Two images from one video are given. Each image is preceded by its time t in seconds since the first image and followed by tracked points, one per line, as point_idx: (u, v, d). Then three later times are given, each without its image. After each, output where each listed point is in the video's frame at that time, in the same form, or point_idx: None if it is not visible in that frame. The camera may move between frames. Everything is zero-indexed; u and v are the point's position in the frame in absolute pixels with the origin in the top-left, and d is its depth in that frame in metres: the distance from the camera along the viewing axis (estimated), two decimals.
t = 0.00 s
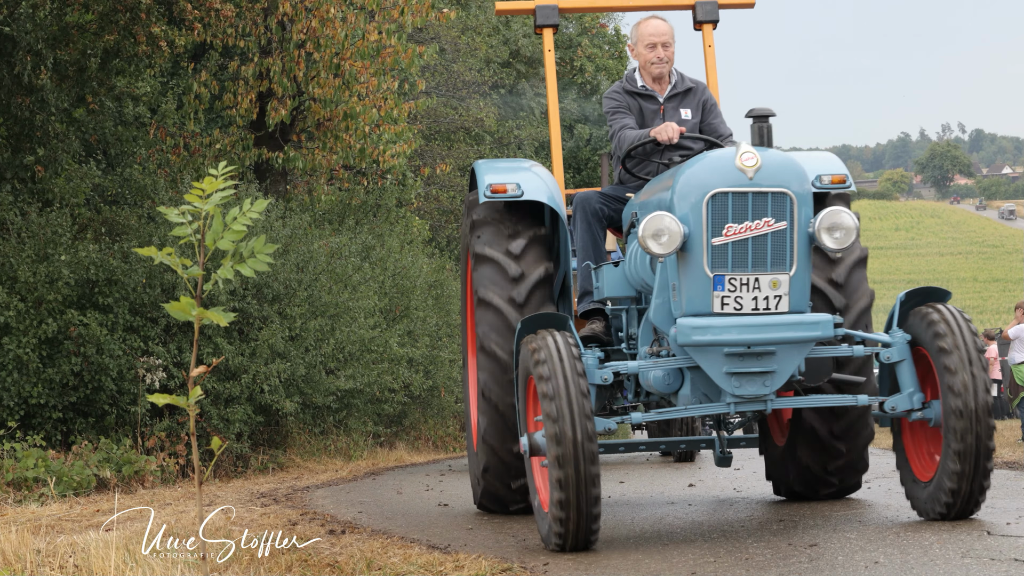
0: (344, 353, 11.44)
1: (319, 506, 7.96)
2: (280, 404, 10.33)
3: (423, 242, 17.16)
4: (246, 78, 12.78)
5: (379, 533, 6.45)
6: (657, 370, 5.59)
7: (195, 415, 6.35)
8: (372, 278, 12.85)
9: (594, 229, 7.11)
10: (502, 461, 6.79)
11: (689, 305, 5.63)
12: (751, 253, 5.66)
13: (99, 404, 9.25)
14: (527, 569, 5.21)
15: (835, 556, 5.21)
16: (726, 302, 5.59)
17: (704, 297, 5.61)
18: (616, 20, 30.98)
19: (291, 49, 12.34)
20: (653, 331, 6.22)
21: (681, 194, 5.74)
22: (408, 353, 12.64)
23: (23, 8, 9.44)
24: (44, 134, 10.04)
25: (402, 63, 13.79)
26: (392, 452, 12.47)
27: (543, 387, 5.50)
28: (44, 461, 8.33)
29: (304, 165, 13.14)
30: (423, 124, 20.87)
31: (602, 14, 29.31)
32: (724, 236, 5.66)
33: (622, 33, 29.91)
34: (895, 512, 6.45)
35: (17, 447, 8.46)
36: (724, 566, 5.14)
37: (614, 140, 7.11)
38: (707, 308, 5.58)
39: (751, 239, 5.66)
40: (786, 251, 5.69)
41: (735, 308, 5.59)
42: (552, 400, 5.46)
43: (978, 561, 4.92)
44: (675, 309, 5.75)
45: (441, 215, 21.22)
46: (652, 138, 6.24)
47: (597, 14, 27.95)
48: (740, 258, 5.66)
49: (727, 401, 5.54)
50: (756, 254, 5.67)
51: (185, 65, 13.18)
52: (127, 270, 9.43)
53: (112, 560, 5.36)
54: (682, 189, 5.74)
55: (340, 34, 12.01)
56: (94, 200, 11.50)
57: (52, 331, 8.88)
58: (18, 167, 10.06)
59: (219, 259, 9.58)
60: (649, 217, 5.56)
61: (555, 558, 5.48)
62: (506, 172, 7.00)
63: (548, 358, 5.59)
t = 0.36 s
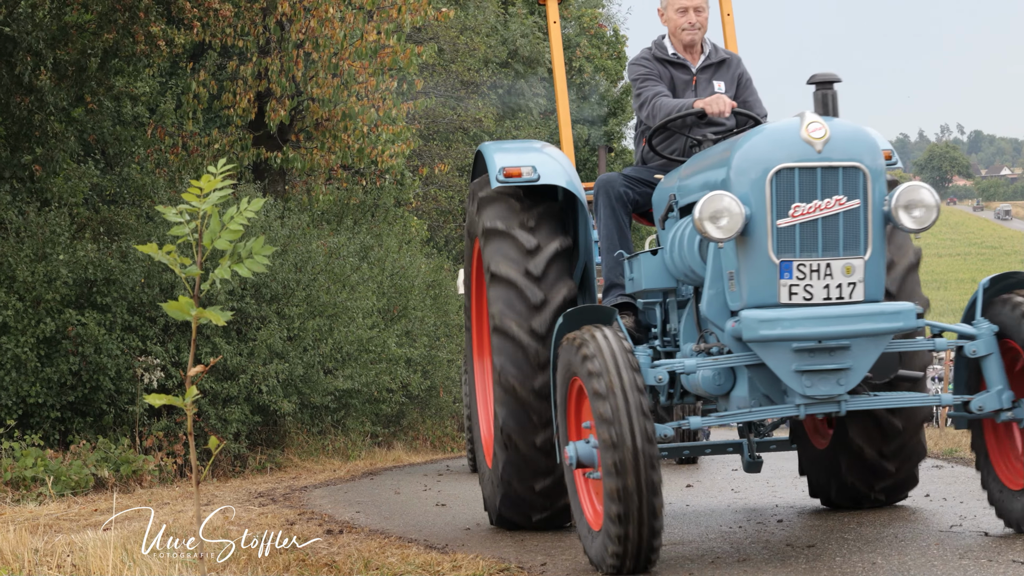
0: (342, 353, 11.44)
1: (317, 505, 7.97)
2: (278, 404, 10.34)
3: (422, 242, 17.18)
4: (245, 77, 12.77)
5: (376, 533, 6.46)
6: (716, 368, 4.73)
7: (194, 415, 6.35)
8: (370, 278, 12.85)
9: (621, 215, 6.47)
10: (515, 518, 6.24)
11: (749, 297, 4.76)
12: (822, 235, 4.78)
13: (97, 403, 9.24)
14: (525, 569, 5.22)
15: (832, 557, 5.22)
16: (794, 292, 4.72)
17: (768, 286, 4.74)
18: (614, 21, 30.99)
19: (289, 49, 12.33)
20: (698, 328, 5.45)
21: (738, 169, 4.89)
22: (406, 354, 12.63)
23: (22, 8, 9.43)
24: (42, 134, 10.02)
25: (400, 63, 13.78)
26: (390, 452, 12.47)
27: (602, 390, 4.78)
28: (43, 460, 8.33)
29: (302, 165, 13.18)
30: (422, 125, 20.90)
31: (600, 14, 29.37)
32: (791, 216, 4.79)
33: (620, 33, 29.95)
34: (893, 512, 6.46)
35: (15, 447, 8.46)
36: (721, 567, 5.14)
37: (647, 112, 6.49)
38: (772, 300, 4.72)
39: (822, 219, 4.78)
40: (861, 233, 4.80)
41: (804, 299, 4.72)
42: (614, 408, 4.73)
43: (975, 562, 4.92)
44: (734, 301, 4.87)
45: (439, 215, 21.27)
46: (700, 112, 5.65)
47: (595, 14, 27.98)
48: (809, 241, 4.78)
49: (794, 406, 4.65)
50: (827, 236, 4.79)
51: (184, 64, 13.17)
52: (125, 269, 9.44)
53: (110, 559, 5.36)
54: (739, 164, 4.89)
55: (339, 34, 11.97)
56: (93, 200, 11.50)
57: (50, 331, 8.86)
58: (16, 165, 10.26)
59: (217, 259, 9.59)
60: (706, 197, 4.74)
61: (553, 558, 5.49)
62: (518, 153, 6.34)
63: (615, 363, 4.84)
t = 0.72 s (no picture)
0: (339, 353, 11.44)
1: (314, 505, 7.96)
2: (275, 403, 10.34)
3: (419, 241, 17.20)
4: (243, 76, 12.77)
5: (372, 532, 6.46)
6: (817, 369, 3.92)
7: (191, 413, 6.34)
8: (367, 277, 12.85)
9: (670, 193, 5.44)
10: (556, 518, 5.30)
11: (854, 289, 3.94)
12: (939, 218, 3.95)
13: (94, 403, 9.24)
14: (521, 569, 5.22)
15: (828, 557, 5.21)
16: (908, 282, 3.89)
17: (878, 276, 3.91)
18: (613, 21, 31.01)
19: (287, 49, 12.32)
20: (776, 322, 4.61)
21: (839, 140, 4.04)
22: (403, 353, 12.63)
23: (19, 6, 9.39)
24: (40, 132, 10.00)
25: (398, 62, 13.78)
26: (387, 451, 12.48)
27: (705, 421, 3.81)
28: (39, 459, 8.33)
29: (300, 164, 13.19)
30: (419, 124, 20.90)
31: (598, 14, 29.40)
32: (903, 195, 3.95)
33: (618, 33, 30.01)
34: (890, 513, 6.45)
35: (12, 446, 8.45)
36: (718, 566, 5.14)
37: (703, 77, 5.52)
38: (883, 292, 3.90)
39: (939, 198, 3.95)
40: (983, 213, 3.97)
41: (920, 290, 3.89)
42: (721, 451, 3.75)
43: (972, 563, 4.92)
44: (833, 293, 4.05)
45: (436, 215, 21.32)
46: (788, 77, 4.82)
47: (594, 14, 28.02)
48: (924, 223, 3.95)
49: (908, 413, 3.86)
50: (944, 217, 3.96)
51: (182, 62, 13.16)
52: (122, 269, 9.44)
53: (106, 558, 5.36)
54: (840, 135, 4.04)
55: (336, 33, 11.96)
56: (90, 199, 11.50)
57: (47, 330, 8.86)
58: (13, 164, 10.19)
59: (214, 258, 9.60)
60: (808, 171, 3.92)
61: (549, 558, 5.49)
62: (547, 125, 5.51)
63: (720, 376, 3.86)
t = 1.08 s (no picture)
0: (334, 352, 11.46)
1: (308, 504, 7.97)
2: (270, 402, 10.37)
3: (414, 240, 17.22)
4: (239, 75, 12.77)
5: (367, 531, 6.46)
6: (990, 375, 2.95)
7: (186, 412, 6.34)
8: (362, 276, 12.86)
9: (755, 163, 4.59)
10: (627, 517, 4.32)
11: None
12: None
13: (89, 401, 9.24)
14: (516, 569, 5.22)
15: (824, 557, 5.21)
16: None
17: None
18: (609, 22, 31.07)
19: (283, 47, 12.32)
20: (902, 322, 3.63)
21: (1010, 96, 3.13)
22: (398, 352, 12.64)
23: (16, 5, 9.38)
24: (36, 131, 9.99)
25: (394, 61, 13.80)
26: (382, 450, 12.49)
27: (886, 434, 2.78)
28: (34, 457, 8.34)
29: (295, 163, 13.13)
30: (415, 124, 20.93)
31: (593, 15, 29.47)
32: None
33: (613, 34, 30.07)
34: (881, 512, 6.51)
35: (7, 444, 8.45)
36: (714, 566, 5.13)
37: (787, 29, 4.89)
38: None
39: None
40: None
41: None
42: (907, 474, 2.72)
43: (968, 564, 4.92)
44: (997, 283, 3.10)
45: (432, 214, 21.37)
46: (893, 28, 4.18)
47: (590, 14, 28.07)
48: None
49: None
50: None
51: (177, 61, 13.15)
52: (118, 267, 9.45)
53: (100, 557, 5.36)
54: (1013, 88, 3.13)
55: (332, 33, 12.01)
56: (85, 197, 11.50)
57: (43, 328, 8.85)
58: (11, 163, 10.12)
59: (210, 256, 9.61)
60: (982, 134, 2.95)
61: (545, 557, 5.49)
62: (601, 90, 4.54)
63: (897, 374, 2.84)
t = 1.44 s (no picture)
0: (329, 351, 11.52)
1: (303, 502, 8.03)
2: (265, 401, 10.43)
3: (409, 240, 17.29)
4: (235, 75, 12.82)
5: (361, 529, 6.52)
6: None
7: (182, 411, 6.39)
8: (357, 275, 12.91)
9: (905, 127, 3.30)
10: (760, 555, 2.78)
11: None
12: None
13: (85, 399, 9.29)
14: (509, 566, 5.28)
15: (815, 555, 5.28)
16: None
17: None
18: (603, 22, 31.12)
19: (279, 47, 12.38)
20: None
21: None
22: (393, 351, 12.68)
23: (14, 5, 9.39)
24: (34, 131, 10.02)
25: (390, 62, 13.85)
26: (376, 449, 12.54)
27: None
28: (31, 454, 8.38)
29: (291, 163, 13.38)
30: (410, 124, 20.96)
31: (587, 15, 29.61)
32: None
33: (608, 34, 30.15)
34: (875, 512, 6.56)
35: (4, 442, 8.49)
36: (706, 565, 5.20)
37: None
38: None
39: None
40: None
41: None
42: None
43: (958, 563, 4.98)
44: None
45: (426, 214, 21.43)
46: None
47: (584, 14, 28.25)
48: None
49: None
50: None
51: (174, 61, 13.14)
52: (114, 266, 9.51)
53: (96, 554, 5.41)
54: None
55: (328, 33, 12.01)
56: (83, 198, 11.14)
57: (40, 327, 8.88)
58: (9, 163, 10.09)
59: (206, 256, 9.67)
60: None
61: (538, 556, 5.56)
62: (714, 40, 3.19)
63: None
